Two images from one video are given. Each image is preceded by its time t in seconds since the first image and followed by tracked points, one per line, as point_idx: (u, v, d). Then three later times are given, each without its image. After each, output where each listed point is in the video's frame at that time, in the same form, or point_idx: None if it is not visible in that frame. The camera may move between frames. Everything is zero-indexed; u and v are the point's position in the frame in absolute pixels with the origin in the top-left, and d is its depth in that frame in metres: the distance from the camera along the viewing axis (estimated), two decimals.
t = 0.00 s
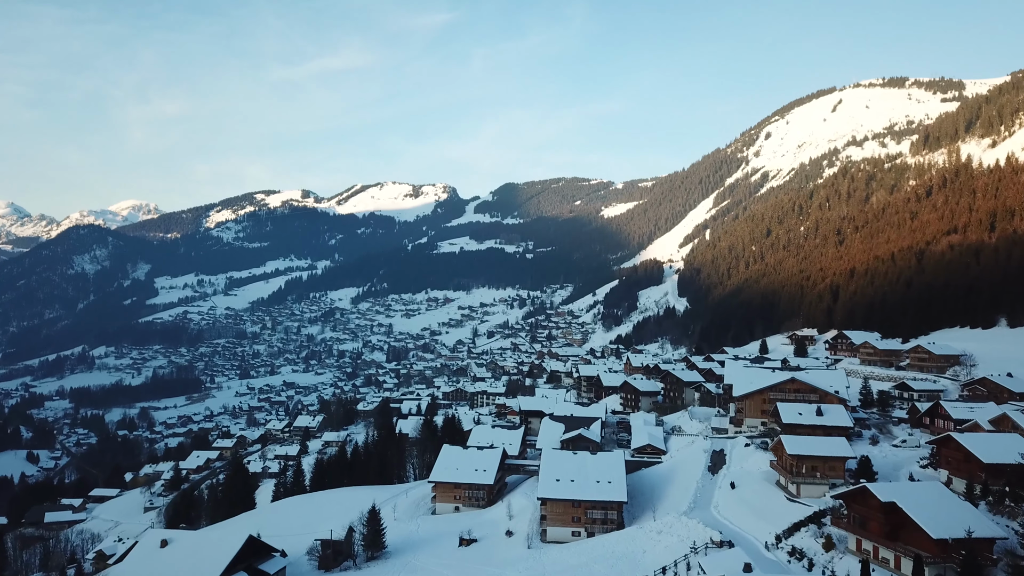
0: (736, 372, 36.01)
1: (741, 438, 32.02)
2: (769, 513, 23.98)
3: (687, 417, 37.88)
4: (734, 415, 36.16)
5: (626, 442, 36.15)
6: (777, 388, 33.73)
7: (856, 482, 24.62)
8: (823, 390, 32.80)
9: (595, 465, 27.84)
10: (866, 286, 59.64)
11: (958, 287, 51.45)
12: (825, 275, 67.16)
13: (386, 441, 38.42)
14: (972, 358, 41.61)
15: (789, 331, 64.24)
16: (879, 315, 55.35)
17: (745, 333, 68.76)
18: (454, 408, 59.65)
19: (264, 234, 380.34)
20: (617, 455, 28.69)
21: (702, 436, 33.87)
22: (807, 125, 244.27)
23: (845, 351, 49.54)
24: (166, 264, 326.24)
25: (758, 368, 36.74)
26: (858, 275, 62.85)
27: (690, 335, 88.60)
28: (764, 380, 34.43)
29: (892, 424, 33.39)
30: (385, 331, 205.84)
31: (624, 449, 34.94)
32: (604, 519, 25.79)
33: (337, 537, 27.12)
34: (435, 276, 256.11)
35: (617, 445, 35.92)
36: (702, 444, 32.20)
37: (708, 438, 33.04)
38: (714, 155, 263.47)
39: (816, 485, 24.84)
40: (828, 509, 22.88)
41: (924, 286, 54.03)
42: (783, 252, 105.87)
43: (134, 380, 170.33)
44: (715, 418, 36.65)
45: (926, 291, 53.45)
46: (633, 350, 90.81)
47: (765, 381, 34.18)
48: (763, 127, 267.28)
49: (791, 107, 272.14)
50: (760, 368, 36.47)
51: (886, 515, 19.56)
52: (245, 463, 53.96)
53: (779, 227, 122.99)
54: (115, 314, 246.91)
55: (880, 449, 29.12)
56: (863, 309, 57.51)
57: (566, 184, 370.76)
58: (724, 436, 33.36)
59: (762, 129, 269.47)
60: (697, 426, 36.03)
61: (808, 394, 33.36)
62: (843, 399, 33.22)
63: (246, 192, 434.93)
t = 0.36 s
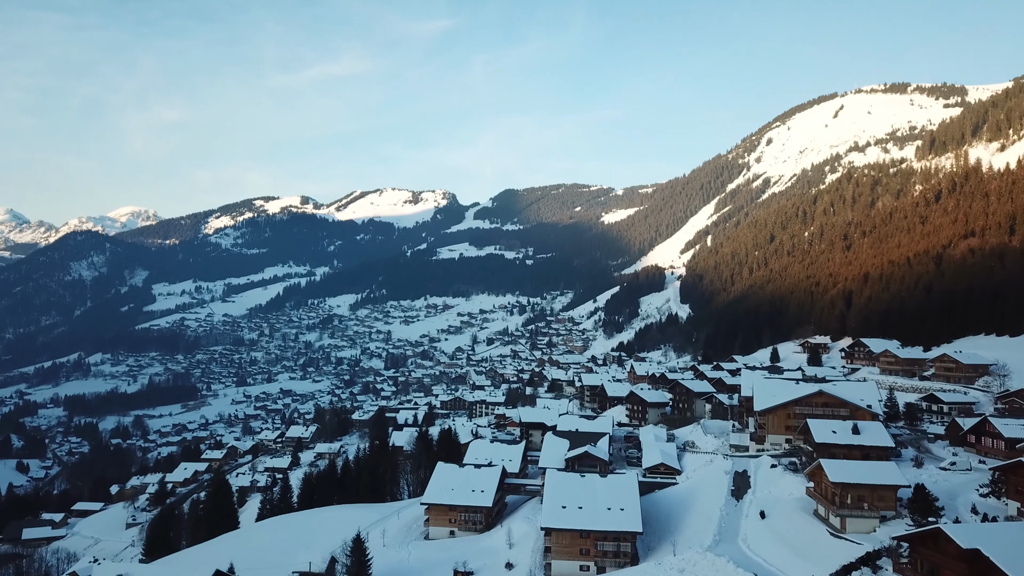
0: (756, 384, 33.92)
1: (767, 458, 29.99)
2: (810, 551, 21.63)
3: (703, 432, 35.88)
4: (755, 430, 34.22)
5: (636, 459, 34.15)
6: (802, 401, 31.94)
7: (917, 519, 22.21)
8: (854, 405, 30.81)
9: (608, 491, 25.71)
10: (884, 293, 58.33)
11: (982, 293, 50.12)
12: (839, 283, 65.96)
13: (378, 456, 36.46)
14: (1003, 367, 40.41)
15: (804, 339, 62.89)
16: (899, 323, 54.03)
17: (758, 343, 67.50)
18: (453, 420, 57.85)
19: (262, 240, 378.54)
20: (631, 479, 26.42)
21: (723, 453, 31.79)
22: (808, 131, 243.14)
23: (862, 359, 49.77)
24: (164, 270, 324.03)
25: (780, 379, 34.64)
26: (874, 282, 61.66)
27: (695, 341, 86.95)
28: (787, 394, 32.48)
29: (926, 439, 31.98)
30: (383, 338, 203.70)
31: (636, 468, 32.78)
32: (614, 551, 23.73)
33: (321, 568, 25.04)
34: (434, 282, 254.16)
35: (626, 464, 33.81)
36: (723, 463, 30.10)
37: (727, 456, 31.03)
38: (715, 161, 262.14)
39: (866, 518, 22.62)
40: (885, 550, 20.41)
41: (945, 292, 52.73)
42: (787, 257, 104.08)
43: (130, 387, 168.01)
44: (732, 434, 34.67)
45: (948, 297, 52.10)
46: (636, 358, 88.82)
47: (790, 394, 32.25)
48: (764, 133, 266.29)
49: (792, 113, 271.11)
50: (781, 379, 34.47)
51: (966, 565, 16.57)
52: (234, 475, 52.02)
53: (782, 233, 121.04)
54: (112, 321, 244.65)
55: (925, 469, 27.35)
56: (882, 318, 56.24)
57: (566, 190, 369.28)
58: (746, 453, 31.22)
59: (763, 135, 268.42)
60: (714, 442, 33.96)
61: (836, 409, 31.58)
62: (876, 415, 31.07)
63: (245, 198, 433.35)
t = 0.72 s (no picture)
0: (779, 396, 30.82)
1: (798, 477, 27.29)
2: None
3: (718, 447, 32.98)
4: (778, 445, 31.14)
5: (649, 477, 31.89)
6: (832, 414, 28.89)
7: (997, 560, 18.85)
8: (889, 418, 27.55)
9: (620, 517, 23.61)
10: (902, 297, 56.75)
11: (1005, 296, 48.80)
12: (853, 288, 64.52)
13: (369, 469, 34.44)
14: None
15: (819, 345, 61.46)
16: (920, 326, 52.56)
17: (770, 350, 65.82)
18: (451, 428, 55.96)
19: (261, 244, 376.68)
20: (645, 502, 24.32)
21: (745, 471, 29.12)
22: (810, 134, 241.62)
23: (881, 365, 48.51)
24: (162, 275, 321.92)
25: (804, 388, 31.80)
26: (891, 285, 60.17)
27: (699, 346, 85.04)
28: (814, 405, 29.39)
29: (967, 455, 29.85)
30: (381, 343, 201.54)
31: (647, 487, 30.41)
32: None
33: None
34: (433, 286, 252.15)
35: (636, 481, 31.61)
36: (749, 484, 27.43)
37: (751, 476, 28.40)
38: (715, 165, 260.64)
39: (930, 559, 19.54)
40: None
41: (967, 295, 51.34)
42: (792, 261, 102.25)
43: (125, 393, 165.64)
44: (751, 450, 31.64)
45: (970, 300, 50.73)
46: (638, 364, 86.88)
47: (817, 407, 29.21)
48: (765, 136, 264.77)
49: (793, 116, 269.75)
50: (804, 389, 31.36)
51: None
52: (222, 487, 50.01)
53: (786, 236, 118.88)
54: (108, 326, 242.39)
55: (982, 494, 24.01)
56: (901, 322, 54.62)
57: (566, 195, 367.66)
58: (770, 473, 28.51)
59: (765, 138, 266.91)
60: (732, 459, 31.43)
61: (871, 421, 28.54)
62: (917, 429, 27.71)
63: (244, 203, 431.58)
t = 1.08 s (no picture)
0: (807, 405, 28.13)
1: (836, 500, 24.13)
2: None
3: (736, 459, 30.33)
4: (805, 460, 28.09)
5: (659, 491, 29.30)
6: (870, 425, 26.11)
7: None
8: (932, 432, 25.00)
9: (637, 547, 21.15)
10: (921, 298, 55.28)
11: None
12: (868, 289, 63.00)
13: (358, 480, 32.57)
14: None
15: (833, 346, 59.97)
16: (944, 327, 51.09)
17: (781, 352, 64.14)
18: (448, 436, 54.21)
19: (259, 246, 374.43)
20: (665, 530, 21.90)
21: (773, 490, 26.14)
22: (811, 135, 239.95)
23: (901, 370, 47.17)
24: (159, 276, 319.60)
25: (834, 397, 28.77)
26: (907, 286, 58.77)
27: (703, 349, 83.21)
28: (848, 416, 26.62)
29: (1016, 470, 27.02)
30: (380, 345, 199.50)
31: (661, 505, 27.39)
32: None
33: None
34: (431, 288, 250.21)
35: (649, 497, 28.79)
36: (781, 507, 24.14)
37: (779, 496, 25.39)
38: (716, 166, 258.95)
39: None
40: None
41: (992, 295, 49.95)
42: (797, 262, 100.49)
43: (120, 395, 163.23)
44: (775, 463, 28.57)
45: (996, 300, 49.30)
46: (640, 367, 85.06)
47: (853, 417, 26.41)
48: (766, 137, 263.32)
49: (794, 117, 268.12)
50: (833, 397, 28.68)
51: None
52: (209, 495, 48.25)
53: (789, 237, 116.95)
54: (104, 328, 239.98)
55: None
56: (922, 324, 53.06)
57: (565, 196, 365.97)
58: (800, 493, 25.63)
59: (765, 139, 265.23)
60: (753, 474, 28.57)
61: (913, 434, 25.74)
62: (965, 444, 25.05)
63: (242, 204, 429.29)
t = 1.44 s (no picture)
0: (837, 413, 25.91)
1: (877, 520, 20.94)
2: None
3: (754, 470, 28.66)
4: (834, 473, 26.12)
5: (674, 505, 27.38)
6: (908, 437, 23.76)
7: None
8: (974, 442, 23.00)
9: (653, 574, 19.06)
10: (939, 298, 53.81)
11: None
12: (880, 290, 61.56)
13: (350, 489, 31.08)
14: None
15: (846, 348, 58.70)
16: (963, 329, 49.89)
17: (791, 355, 62.49)
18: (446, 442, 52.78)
19: (257, 248, 372.74)
20: (685, 554, 19.74)
21: (802, 508, 23.05)
22: (812, 136, 238.67)
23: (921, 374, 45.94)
24: (157, 278, 317.66)
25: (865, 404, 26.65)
26: (922, 287, 57.41)
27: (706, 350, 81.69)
28: (883, 425, 24.43)
29: None
30: (378, 347, 197.84)
31: (676, 521, 25.49)
32: None
33: None
34: (430, 290, 248.72)
35: (661, 513, 26.90)
36: (812, 528, 20.88)
37: (810, 512, 22.73)
38: (716, 167, 257.67)
39: None
40: None
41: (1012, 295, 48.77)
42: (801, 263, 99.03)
43: (115, 398, 161.26)
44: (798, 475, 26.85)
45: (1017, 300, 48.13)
46: (641, 370, 83.47)
47: (887, 428, 24.19)
48: (767, 138, 262.18)
49: (795, 118, 266.89)
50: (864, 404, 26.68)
51: None
52: (198, 503, 46.79)
53: (792, 238, 115.37)
54: (101, 330, 237.98)
55: None
56: (941, 325, 51.59)
57: (565, 198, 364.69)
58: (834, 510, 23.02)
59: (766, 141, 263.98)
60: (774, 487, 26.71)
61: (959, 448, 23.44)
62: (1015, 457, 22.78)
63: (240, 206, 427.54)
